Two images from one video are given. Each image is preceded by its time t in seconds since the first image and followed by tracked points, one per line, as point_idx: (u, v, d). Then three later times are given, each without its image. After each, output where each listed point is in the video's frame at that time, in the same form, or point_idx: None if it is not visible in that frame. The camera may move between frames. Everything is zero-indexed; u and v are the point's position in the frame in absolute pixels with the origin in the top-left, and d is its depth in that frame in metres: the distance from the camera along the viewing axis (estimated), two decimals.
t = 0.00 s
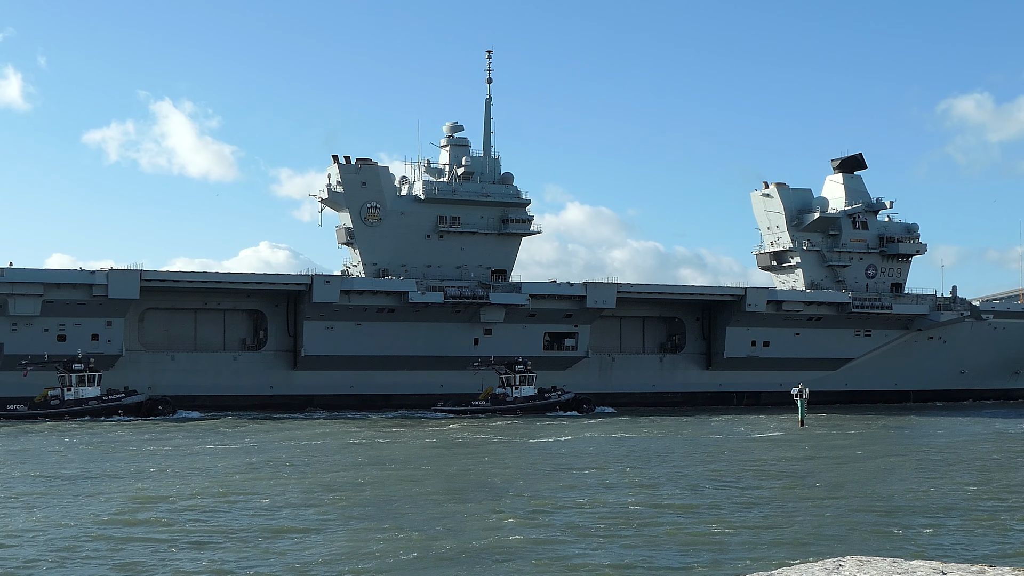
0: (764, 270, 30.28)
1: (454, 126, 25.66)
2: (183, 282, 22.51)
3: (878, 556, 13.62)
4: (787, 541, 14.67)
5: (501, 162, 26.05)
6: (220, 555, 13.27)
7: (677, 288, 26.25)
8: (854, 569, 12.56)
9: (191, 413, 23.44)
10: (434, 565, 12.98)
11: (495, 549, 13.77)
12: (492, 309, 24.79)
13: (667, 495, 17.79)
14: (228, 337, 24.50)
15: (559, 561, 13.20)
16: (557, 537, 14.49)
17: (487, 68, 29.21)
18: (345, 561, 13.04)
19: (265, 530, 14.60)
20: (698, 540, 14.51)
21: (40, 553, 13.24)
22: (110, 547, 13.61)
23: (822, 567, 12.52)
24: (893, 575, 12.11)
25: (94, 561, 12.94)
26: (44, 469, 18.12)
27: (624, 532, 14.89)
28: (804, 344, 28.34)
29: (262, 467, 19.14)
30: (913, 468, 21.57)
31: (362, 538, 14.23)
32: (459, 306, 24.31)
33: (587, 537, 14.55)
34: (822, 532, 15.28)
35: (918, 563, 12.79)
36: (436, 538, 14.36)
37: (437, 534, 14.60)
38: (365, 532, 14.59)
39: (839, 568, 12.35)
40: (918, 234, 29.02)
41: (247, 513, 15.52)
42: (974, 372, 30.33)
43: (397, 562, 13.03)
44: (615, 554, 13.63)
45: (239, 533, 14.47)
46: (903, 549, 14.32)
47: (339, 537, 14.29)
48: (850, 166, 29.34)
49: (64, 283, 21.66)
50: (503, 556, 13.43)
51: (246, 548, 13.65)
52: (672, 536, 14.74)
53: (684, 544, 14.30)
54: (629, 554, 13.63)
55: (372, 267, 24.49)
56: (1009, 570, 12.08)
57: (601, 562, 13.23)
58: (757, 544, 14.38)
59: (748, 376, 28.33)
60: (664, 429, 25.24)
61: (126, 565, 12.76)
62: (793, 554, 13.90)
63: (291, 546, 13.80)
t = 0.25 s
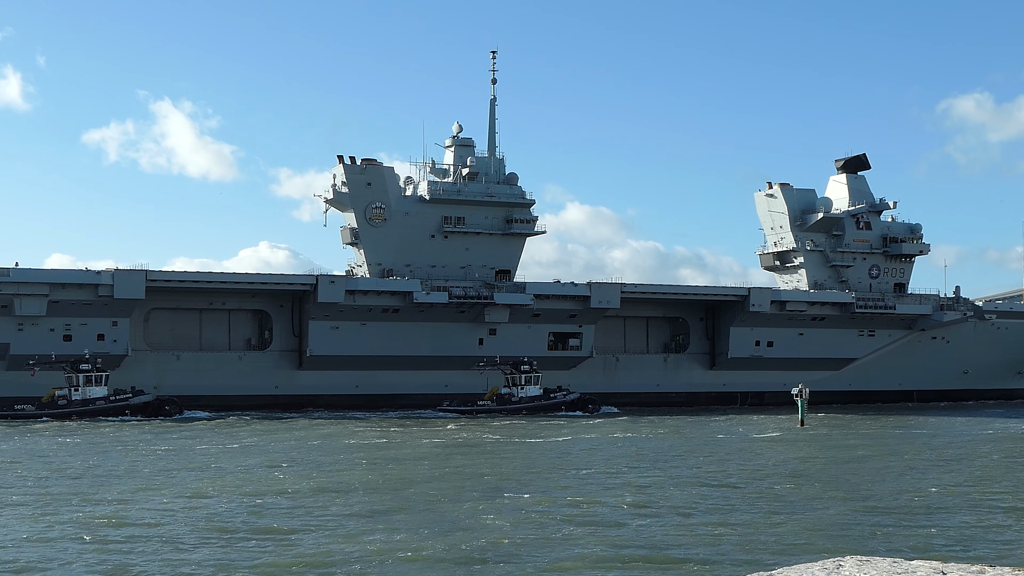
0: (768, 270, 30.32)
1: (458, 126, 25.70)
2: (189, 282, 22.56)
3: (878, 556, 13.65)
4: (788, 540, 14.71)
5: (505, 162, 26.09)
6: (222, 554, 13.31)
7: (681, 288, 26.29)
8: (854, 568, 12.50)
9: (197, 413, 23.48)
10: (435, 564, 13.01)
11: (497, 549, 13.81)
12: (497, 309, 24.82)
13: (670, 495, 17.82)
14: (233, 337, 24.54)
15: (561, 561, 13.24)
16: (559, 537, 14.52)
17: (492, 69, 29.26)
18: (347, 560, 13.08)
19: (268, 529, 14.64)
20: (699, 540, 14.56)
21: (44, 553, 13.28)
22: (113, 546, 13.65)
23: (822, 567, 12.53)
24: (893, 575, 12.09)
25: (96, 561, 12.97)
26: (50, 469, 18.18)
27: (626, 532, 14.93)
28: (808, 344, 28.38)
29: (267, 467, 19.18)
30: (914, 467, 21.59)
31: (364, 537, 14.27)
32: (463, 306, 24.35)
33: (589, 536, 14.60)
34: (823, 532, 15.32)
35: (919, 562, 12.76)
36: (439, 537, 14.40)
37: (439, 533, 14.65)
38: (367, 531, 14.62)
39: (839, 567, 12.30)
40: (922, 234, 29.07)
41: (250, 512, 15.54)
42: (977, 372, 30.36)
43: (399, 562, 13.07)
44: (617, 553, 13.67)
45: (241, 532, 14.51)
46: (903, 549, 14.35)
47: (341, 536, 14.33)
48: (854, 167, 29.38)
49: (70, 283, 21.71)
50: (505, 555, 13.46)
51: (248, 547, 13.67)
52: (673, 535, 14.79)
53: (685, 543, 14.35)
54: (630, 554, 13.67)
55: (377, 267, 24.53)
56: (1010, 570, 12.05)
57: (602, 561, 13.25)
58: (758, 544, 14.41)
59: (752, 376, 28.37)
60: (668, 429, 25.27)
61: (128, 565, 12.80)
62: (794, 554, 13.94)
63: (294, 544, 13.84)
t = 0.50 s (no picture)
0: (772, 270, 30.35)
1: (463, 126, 25.72)
2: (194, 282, 22.59)
3: (878, 556, 13.68)
4: (790, 540, 14.75)
5: (510, 163, 26.12)
6: (226, 554, 13.35)
7: (685, 288, 26.32)
8: (854, 569, 12.59)
9: (202, 413, 23.51)
10: (438, 564, 13.04)
11: (499, 548, 13.84)
12: (502, 309, 24.85)
13: (673, 495, 17.86)
14: (238, 337, 24.57)
15: (563, 561, 13.28)
16: (561, 536, 14.56)
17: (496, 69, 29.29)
18: (349, 560, 13.12)
19: (271, 529, 14.68)
20: (701, 540, 14.59)
21: (48, 552, 13.31)
22: (117, 545, 13.68)
23: (822, 568, 12.56)
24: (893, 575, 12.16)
25: (100, 560, 13.00)
26: (56, 468, 18.22)
27: (628, 531, 14.97)
28: (812, 344, 28.42)
29: (273, 467, 19.22)
30: (917, 468, 21.62)
31: (367, 537, 14.30)
32: (468, 306, 24.38)
33: (591, 536, 14.63)
34: (825, 532, 15.37)
35: (918, 563, 12.84)
36: (441, 537, 14.43)
37: (442, 533, 14.68)
38: (370, 531, 14.66)
39: (839, 568, 12.38)
40: (925, 234, 29.10)
41: (253, 512, 15.58)
42: (980, 372, 30.39)
43: (402, 561, 13.11)
44: (619, 553, 13.71)
45: (245, 531, 14.55)
46: (904, 549, 14.39)
47: (344, 536, 14.36)
48: (857, 167, 29.41)
49: (76, 283, 21.75)
50: (507, 555, 13.50)
51: (250, 547, 13.69)
52: (676, 535, 14.82)
53: (687, 543, 14.39)
54: (631, 553, 13.70)
55: (382, 267, 24.56)
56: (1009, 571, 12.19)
57: (604, 561, 13.27)
58: (759, 544, 14.44)
59: (756, 376, 28.40)
60: (671, 429, 25.31)
61: (131, 564, 12.83)
62: (795, 554, 13.98)
63: (296, 544, 13.88)
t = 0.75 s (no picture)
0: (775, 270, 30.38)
1: (467, 126, 25.75)
2: (200, 282, 22.63)
3: (878, 556, 13.69)
4: (791, 540, 14.78)
5: (514, 163, 26.15)
6: (228, 553, 13.38)
7: (690, 288, 26.36)
8: (854, 568, 12.52)
9: (208, 413, 23.55)
10: (439, 564, 13.04)
11: (501, 548, 13.88)
12: (506, 310, 24.88)
13: (677, 495, 17.88)
14: (243, 337, 24.61)
15: (565, 560, 13.30)
16: (563, 536, 14.59)
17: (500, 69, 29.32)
18: (350, 559, 13.15)
19: (273, 527, 14.71)
20: (702, 539, 14.64)
21: (52, 552, 13.34)
22: (120, 545, 13.70)
23: (823, 568, 12.56)
24: (893, 575, 12.07)
25: (103, 559, 13.03)
26: (63, 468, 18.25)
27: (631, 531, 15.00)
28: (815, 344, 28.45)
29: (278, 467, 19.24)
30: (919, 467, 21.63)
31: (369, 536, 14.33)
32: (473, 306, 24.42)
33: (593, 535, 14.66)
34: (826, 531, 15.43)
35: (919, 563, 12.77)
36: (443, 536, 14.47)
37: (444, 532, 14.72)
38: (372, 530, 14.69)
39: (839, 567, 12.34)
40: (929, 234, 29.13)
41: (256, 511, 15.58)
42: (983, 372, 30.40)
43: (404, 560, 13.15)
44: (620, 553, 13.73)
45: (249, 530, 14.57)
46: (905, 549, 14.42)
47: (346, 535, 14.39)
48: (861, 168, 29.44)
49: (82, 284, 21.78)
50: (509, 555, 13.54)
51: (252, 547, 13.71)
52: (677, 535, 14.85)
53: (686, 542, 14.43)
54: (632, 553, 13.71)
55: (387, 267, 24.60)
56: (1009, 571, 12.03)
57: (606, 561, 13.29)
58: (760, 543, 14.48)
59: (759, 376, 28.44)
60: (675, 429, 25.34)
61: (132, 563, 12.84)
62: (796, 553, 14.02)
63: (298, 543, 13.91)
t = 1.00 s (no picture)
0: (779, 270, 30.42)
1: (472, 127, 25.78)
2: (205, 282, 22.67)
3: (878, 556, 13.72)
4: (793, 540, 14.82)
5: (518, 163, 26.19)
6: (232, 552, 13.42)
7: (694, 288, 26.38)
8: (854, 568, 12.66)
9: (213, 413, 23.59)
10: (443, 563, 13.08)
11: (504, 547, 13.91)
12: (511, 310, 24.92)
13: (680, 495, 17.92)
14: (248, 337, 24.64)
15: (568, 560, 13.34)
16: (567, 536, 14.62)
17: (504, 69, 29.35)
18: (353, 559, 13.19)
19: (277, 527, 14.74)
20: (704, 539, 14.68)
21: (56, 551, 13.37)
22: (123, 544, 13.72)
23: (822, 568, 12.58)
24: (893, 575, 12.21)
25: (106, 559, 13.06)
26: (70, 467, 18.30)
27: (635, 531, 15.04)
28: (819, 344, 28.49)
29: (284, 466, 19.29)
30: (921, 467, 21.66)
31: (372, 536, 14.37)
32: (478, 306, 24.45)
33: (596, 535, 14.69)
34: (827, 531, 15.48)
35: (918, 563, 12.89)
36: (446, 536, 14.50)
37: (448, 532, 14.75)
38: (375, 530, 14.72)
39: (838, 568, 12.44)
40: (932, 234, 29.17)
41: (260, 509, 15.62)
42: (986, 372, 30.43)
43: (407, 560, 13.19)
44: (623, 552, 13.76)
45: (254, 529, 14.62)
46: (906, 549, 14.45)
47: (349, 534, 14.44)
48: (864, 168, 29.47)
49: (88, 284, 21.81)
50: (511, 554, 13.57)
51: (254, 546, 13.74)
52: (679, 534, 14.88)
53: (687, 542, 14.47)
54: (635, 553, 13.75)
55: (392, 267, 24.64)
56: (1008, 570, 12.21)
57: (606, 561, 13.31)
58: (762, 543, 14.53)
59: (763, 376, 28.47)
60: (679, 429, 25.38)
61: (134, 563, 12.86)
62: (798, 553, 14.06)
63: (301, 543, 13.94)
